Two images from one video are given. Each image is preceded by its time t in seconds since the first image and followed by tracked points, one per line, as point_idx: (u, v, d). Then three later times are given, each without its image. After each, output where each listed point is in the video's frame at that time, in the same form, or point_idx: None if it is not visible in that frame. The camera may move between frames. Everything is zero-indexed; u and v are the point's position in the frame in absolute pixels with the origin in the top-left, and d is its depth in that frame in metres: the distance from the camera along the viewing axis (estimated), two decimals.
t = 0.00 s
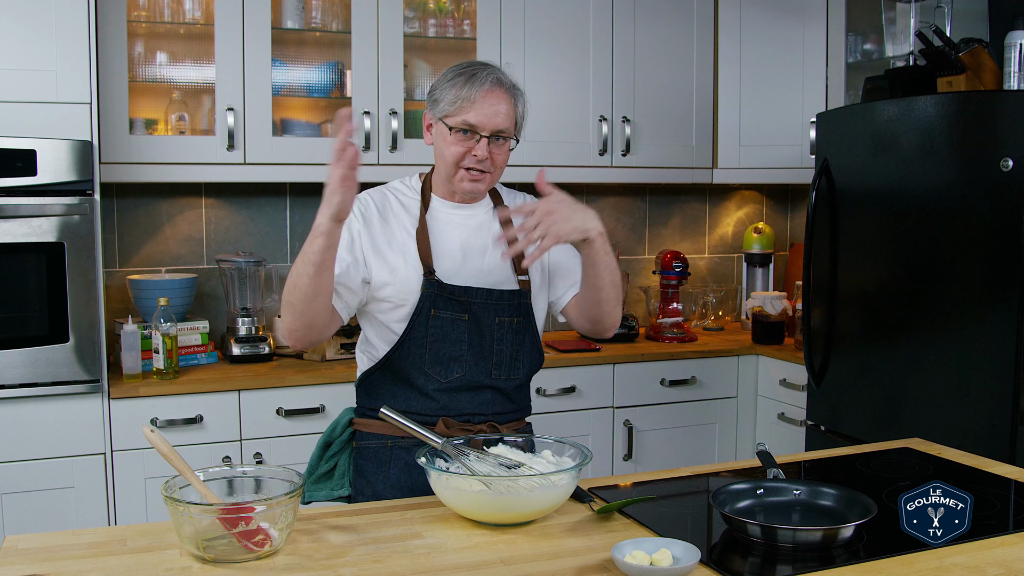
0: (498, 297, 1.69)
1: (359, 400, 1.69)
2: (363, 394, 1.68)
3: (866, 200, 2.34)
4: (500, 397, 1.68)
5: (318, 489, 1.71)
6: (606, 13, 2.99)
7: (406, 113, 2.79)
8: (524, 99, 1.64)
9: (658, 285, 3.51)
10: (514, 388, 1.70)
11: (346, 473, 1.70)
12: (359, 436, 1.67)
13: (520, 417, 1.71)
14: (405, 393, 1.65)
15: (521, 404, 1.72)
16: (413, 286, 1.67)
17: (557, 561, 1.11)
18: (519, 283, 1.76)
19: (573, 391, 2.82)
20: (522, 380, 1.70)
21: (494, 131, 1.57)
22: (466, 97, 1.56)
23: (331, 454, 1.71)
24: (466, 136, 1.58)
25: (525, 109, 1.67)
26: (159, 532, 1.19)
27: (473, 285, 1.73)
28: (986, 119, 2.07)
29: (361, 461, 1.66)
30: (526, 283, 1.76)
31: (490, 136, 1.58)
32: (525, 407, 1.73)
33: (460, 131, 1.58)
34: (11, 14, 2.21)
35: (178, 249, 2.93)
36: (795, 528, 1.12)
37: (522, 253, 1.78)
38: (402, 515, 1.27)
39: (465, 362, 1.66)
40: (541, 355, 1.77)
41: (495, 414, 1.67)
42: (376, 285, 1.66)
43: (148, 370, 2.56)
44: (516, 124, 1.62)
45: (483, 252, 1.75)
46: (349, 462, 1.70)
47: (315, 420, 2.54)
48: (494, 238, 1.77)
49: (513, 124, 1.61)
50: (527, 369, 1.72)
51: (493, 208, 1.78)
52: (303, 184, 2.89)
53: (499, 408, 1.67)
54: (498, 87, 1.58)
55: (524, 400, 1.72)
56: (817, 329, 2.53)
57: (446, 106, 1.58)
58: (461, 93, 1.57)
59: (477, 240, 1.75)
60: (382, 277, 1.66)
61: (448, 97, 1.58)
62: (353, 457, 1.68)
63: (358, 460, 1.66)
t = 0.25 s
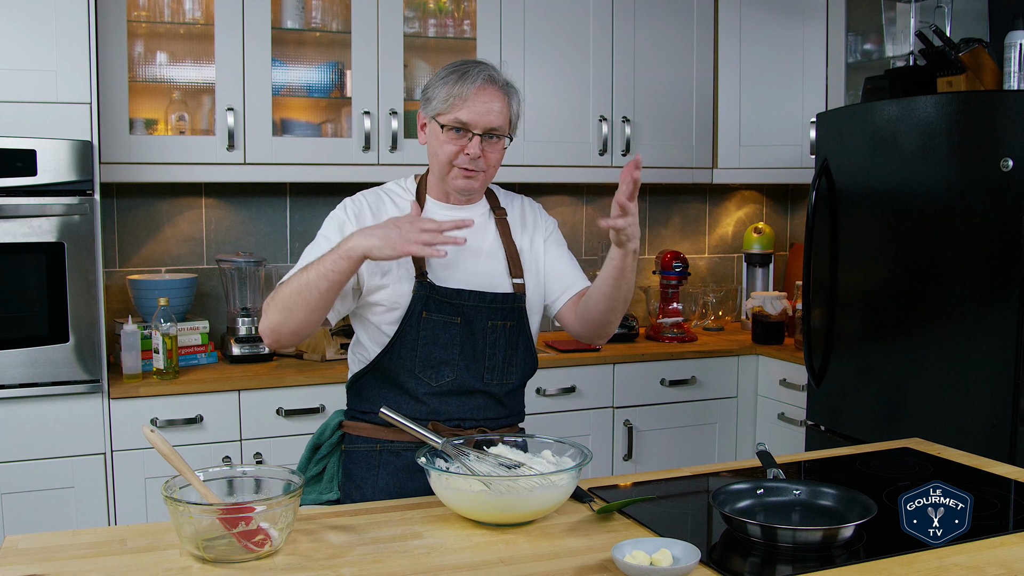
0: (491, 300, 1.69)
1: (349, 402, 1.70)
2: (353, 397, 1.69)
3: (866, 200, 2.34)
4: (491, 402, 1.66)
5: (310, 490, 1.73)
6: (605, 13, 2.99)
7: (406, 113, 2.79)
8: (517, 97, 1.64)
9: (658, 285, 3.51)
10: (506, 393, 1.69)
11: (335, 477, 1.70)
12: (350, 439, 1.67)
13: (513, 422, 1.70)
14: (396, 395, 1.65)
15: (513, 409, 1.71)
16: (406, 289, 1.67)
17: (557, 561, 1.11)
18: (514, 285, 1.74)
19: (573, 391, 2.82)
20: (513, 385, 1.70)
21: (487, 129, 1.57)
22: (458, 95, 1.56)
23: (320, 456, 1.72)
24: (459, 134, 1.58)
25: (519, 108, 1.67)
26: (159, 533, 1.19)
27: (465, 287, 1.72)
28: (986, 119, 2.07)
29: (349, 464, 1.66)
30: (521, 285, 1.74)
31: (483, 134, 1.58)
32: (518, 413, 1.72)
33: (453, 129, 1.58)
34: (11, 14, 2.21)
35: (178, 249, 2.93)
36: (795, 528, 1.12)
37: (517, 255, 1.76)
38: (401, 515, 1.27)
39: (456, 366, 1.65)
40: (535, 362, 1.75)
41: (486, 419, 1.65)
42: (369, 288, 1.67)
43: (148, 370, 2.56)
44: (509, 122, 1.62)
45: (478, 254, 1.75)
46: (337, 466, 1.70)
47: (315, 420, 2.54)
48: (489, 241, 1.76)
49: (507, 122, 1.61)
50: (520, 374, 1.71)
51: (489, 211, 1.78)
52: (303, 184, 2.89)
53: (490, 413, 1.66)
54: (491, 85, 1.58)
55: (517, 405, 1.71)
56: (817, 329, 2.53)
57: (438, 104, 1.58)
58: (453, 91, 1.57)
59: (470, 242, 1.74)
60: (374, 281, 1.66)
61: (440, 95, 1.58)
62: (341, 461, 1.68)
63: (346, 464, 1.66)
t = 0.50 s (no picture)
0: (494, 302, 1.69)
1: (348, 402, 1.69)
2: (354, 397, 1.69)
3: (866, 200, 2.34)
4: (493, 403, 1.66)
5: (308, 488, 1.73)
6: (605, 13, 2.99)
7: (406, 113, 2.79)
8: (528, 99, 1.64)
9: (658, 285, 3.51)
10: (507, 394, 1.69)
11: (334, 477, 1.70)
12: (348, 438, 1.67)
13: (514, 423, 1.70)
14: (398, 395, 1.65)
15: (513, 411, 1.70)
16: (407, 288, 1.67)
17: (557, 561, 1.11)
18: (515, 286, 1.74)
19: (573, 391, 2.82)
20: (515, 386, 1.70)
21: (497, 130, 1.57)
22: (470, 94, 1.56)
23: (316, 457, 1.71)
24: (469, 134, 1.58)
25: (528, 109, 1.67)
26: (159, 533, 1.19)
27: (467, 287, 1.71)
28: (986, 119, 2.07)
29: (349, 464, 1.66)
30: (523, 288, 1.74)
31: (493, 135, 1.58)
32: (517, 413, 1.72)
33: (463, 128, 1.58)
34: (11, 14, 2.21)
35: (178, 249, 2.93)
36: (795, 528, 1.12)
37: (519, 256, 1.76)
38: (401, 515, 1.27)
39: (458, 367, 1.65)
40: (536, 364, 1.75)
41: (488, 420, 1.65)
42: (370, 286, 1.66)
43: (148, 370, 2.56)
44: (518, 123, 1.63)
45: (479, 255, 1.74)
46: (335, 466, 1.70)
47: (315, 420, 2.54)
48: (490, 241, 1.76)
49: (516, 123, 1.61)
50: (522, 376, 1.71)
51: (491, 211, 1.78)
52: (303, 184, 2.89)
53: (492, 414, 1.65)
54: (504, 85, 1.58)
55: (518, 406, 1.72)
56: (817, 329, 2.53)
57: (450, 102, 1.57)
58: (466, 90, 1.56)
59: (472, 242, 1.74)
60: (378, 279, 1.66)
61: (453, 93, 1.58)
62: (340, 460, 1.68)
63: (346, 464, 1.67)
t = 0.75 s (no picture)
0: (494, 300, 1.69)
1: (349, 401, 1.69)
2: (354, 396, 1.68)
3: (866, 200, 2.34)
4: (493, 400, 1.67)
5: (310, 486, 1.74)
6: (606, 13, 2.99)
7: (406, 113, 2.79)
8: (521, 96, 1.64)
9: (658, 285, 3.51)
10: (507, 391, 1.69)
11: (335, 473, 1.71)
12: (350, 436, 1.67)
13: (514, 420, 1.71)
14: (398, 395, 1.65)
15: (513, 408, 1.71)
16: (407, 288, 1.67)
17: (557, 561, 1.11)
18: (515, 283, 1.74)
19: (573, 392, 2.82)
20: (515, 383, 1.71)
21: (491, 126, 1.57)
22: (465, 91, 1.56)
23: (320, 453, 1.72)
24: (463, 131, 1.58)
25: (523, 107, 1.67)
26: (159, 532, 1.19)
27: (466, 285, 1.71)
28: (986, 119, 2.07)
29: (352, 462, 1.66)
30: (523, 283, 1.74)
31: (487, 132, 1.58)
32: (517, 410, 1.73)
33: (457, 125, 1.57)
34: (11, 14, 2.21)
35: (177, 249, 2.93)
36: (795, 528, 1.12)
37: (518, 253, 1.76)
38: (401, 515, 1.27)
39: (458, 365, 1.66)
40: (535, 359, 1.76)
41: (488, 418, 1.66)
42: (370, 287, 1.66)
43: (148, 370, 2.56)
44: (512, 121, 1.62)
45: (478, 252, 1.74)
46: (338, 462, 1.71)
47: (315, 420, 2.54)
48: (489, 238, 1.76)
49: (510, 120, 1.61)
50: (521, 372, 1.72)
51: (489, 207, 1.78)
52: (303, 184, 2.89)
53: (492, 412, 1.67)
54: (497, 83, 1.58)
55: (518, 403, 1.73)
56: (817, 329, 2.53)
57: (443, 99, 1.57)
58: (459, 87, 1.57)
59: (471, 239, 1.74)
60: (377, 281, 1.66)
61: (446, 90, 1.58)
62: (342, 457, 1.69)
63: (348, 461, 1.67)
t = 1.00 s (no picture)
0: (499, 297, 1.69)
1: (356, 396, 1.69)
2: (361, 392, 1.68)
3: (865, 200, 2.34)
4: (498, 396, 1.68)
5: (315, 483, 1.72)
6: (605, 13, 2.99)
7: (406, 113, 2.79)
8: (524, 97, 1.64)
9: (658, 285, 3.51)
10: (512, 387, 1.70)
11: (342, 468, 1.71)
12: (356, 432, 1.68)
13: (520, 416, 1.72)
14: (404, 392, 1.65)
15: (518, 405, 1.72)
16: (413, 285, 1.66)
17: (557, 561, 1.11)
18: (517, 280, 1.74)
19: (573, 392, 2.82)
20: (520, 379, 1.71)
21: (492, 130, 1.57)
22: (466, 95, 1.56)
23: (327, 448, 1.72)
24: (465, 134, 1.58)
25: (525, 107, 1.67)
26: (159, 532, 1.19)
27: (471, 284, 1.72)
28: (986, 120, 2.07)
29: (359, 457, 1.67)
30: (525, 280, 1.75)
31: (489, 135, 1.58)
32: (523, 405, 1.74)
33: (458, 128, 1.58)
34: (12, 14, 2.21)
35: (177, 249, 2.93)
36: (795, 528, 1.12)
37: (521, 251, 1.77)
38: (401, 515, 1.27)
39: (464, 361, 1.66)
40: (540, 356, 1.76)
41: (493, 414, 1.67)
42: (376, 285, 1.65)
43: (148, 370, 2.56)
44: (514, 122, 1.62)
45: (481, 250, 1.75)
46: (344, 457, 1.71)
47: (315, 420, 2.54)
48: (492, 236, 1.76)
49: (512, 122, 1.61)
50: (526, 368, 1.72)
51: (490, 206, 1.78)
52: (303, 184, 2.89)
53: (497, 408, 1.67)
54: (500, 86, 1.58)
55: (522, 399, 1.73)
56: (817, 329, 2.53)
57: (446, 102, 1.57)
58: (461, 90, 1.56)
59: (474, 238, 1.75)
60: (383, 276, 1.65)
61: (448, 93, 1.57)
62: (350, 452, 1.69)
63: (355, 455, 1.68)
